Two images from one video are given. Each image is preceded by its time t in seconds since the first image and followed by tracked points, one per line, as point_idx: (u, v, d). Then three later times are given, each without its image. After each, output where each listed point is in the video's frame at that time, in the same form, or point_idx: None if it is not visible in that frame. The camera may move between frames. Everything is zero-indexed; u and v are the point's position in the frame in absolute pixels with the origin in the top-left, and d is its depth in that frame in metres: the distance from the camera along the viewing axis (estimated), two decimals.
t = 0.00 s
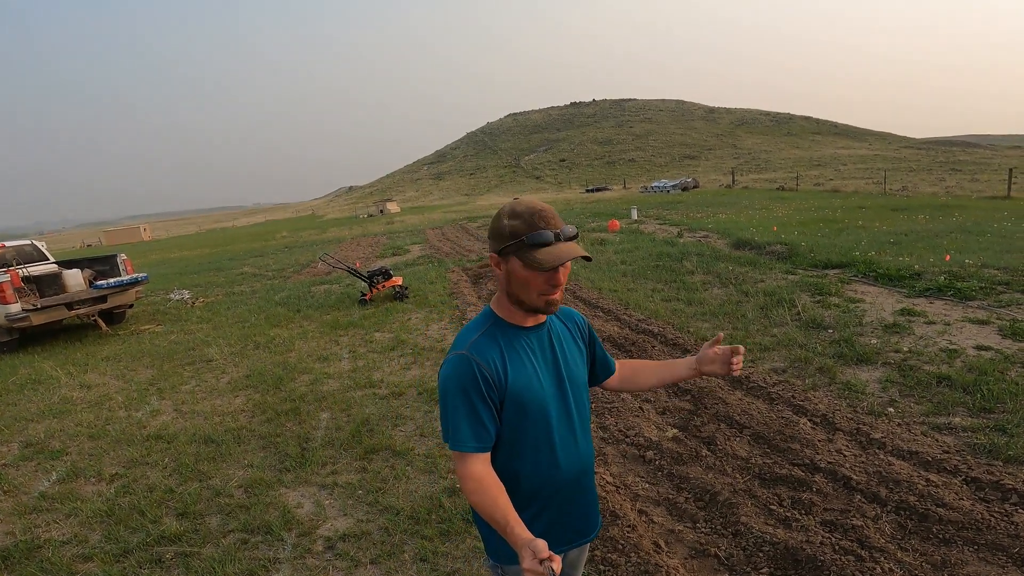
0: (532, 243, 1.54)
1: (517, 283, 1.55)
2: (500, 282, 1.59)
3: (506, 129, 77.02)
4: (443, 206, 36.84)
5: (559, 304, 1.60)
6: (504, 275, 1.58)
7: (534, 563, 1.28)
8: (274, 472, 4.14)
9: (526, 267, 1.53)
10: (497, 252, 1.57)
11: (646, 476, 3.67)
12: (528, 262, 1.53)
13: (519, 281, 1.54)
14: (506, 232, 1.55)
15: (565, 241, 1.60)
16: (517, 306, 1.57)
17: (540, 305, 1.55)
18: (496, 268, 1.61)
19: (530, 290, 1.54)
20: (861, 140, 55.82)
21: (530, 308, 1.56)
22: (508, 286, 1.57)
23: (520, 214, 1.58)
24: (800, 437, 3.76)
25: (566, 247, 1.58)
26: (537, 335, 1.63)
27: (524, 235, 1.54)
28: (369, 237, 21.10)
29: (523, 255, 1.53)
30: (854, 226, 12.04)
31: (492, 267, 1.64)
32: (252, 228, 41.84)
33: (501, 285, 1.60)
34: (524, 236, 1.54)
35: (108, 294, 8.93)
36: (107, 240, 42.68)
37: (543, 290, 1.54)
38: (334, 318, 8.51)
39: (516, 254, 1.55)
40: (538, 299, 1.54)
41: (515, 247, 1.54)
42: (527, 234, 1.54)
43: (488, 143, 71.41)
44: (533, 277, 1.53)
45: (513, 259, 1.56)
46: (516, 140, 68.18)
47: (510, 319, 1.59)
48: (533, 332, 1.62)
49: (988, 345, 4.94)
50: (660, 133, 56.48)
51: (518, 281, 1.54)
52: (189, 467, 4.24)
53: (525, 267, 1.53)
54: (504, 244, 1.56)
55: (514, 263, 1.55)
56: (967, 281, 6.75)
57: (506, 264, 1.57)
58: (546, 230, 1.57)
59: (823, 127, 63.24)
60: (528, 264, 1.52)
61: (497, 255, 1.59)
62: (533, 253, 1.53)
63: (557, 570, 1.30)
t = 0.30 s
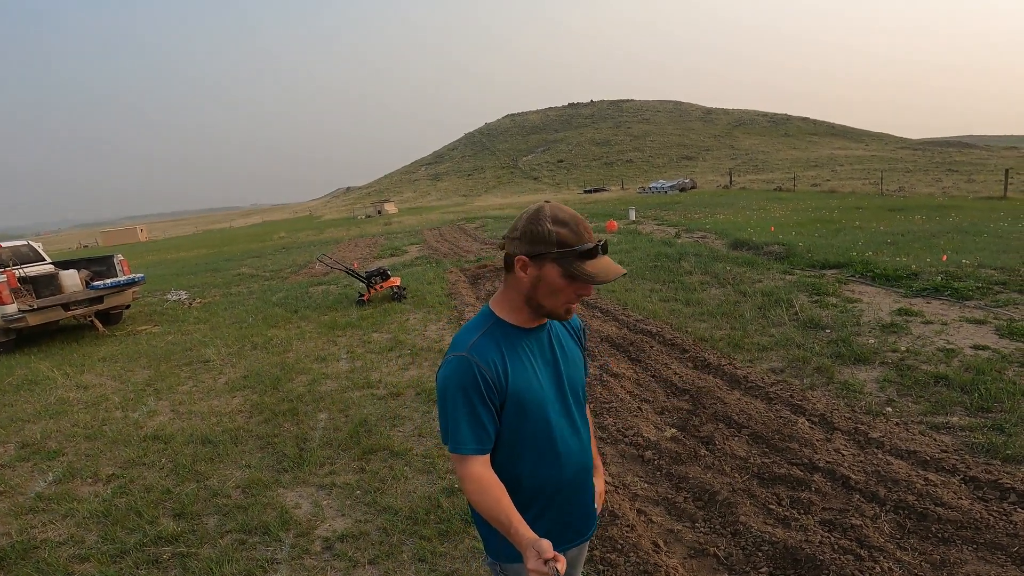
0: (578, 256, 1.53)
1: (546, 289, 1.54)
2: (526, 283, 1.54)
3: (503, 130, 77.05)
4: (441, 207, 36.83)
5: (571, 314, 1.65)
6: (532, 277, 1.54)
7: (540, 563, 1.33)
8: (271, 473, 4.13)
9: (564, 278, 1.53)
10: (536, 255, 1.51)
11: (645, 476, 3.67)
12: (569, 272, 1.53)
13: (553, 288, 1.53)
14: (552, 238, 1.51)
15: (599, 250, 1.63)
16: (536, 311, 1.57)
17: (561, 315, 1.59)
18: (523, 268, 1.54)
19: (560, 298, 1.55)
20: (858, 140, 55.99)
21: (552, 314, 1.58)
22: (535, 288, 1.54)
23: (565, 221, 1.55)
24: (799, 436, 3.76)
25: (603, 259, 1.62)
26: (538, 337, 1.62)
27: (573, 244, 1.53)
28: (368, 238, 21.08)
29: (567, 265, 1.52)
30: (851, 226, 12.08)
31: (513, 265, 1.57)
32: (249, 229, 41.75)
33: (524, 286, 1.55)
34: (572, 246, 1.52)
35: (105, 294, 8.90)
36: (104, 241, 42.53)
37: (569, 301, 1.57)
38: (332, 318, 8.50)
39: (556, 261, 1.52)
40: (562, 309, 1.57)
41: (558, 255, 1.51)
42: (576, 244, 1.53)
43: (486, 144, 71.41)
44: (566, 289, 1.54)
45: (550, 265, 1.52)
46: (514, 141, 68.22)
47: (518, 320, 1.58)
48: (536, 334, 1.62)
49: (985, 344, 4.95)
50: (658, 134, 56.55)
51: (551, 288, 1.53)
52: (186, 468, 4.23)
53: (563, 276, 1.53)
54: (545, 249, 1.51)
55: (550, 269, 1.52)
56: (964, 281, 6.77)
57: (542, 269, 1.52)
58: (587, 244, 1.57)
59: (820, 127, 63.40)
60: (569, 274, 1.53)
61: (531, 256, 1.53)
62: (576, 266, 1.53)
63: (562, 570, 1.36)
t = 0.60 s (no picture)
0: (577, 252, 1.58)
1: (544, 285, 1.57)
2: (524, 279, 1.56)
3: (502, 132, 77.15)
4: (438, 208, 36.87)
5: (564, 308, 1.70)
6: (530, 273, 1.56)
7: (523, 562, 1.35)
8: (266, 472, 4.14)
9: (562, 272, 1.57)
10: (536, 251, 1.53)
11: (638, 476, 3.69)
12: (568, 268, 1.57)
13: (552, 283, 1.56)
14: (553, 234, 1.54)
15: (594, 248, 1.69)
16: (532, 307, 1.59)
17: (557, 310, 1.63)
18: (522, 264, 1.56)
19: (557, 294, 1.59)
20: (855, 142, 56.20)
21: (549, 310, 1.61)
22: (533, 284, 1.56)
23: (563, 218, 1.59)
24: (790, 436, 3.79)
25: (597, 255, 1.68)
26: (529, 334, 1.65)
27: (572, 240, 1.57)
28: (365, 239, 21.10)
29: (567, 260, 1.56)
30: (847, 228, 12.13)
31: (510, 262, 1.59)
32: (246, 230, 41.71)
33: (521, 282, 1.57)
34: (571, 242, 1.57)
35: (101, 295, 8.91)
36: (102, 243, 42.50)
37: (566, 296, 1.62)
38: (329, 319, 8.51)
39: (556, 256, 1.56)
40: (559, 304, 1.61)
41: (558, 250, 1.55)
42: (575, 240, 1.58)
43: (485, 145, 71.50)
44: (565, 284, 1.59)
45: (548, 261, 1.56)
46: (512, 142, 68.30)
47: (513, 316, 1.60)
48: (527, 332, 1.65)
49: (977, 345, 4.99)
50: (656, 136, 56.68)
51: (550, 283, 1.56)
52: (182, 467, 4.24)
53: (562, 272, 1.57)
54: (546, 245, 1.54)
55: (549, 265, 1.56)
56: (957, 282, 6.82)
57: (541, 264, 1.55)
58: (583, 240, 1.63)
59: (817, 129, 63.63)
60: (569, 270, 1.57)
61: (530, 252, 1.55)
62: (574, 261, 1.58)
63: (546, 569, 1.36)
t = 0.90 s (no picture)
0: (556, 240, 1.58)
1: (527, 276, 1.57)
2: (506, 273, 1.57)
3: (499, 134, 77.25)
4: (435, 210, 36.87)
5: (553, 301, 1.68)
6: (512, 266, 1.56)
7: (516, 562, 1.34)
8: (260, 473, 4.12)
9: (543, 261, 1.56)
10: (515, 243, 1.54)
11: (634, 476, 3.69)
12: (549, 258, 1.56)
13: (535, 274, 1.56)
14: (530, 224, 1.55)
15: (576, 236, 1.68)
16: (517, 300, 1.58)
17: (542, 302, 1.61)
18: (503, 258, 1.57)
19: (542, 285, 1.58)
20: (851, 145, 56.42)
21: (535, 303, 1.59)
22: (516, 277, 1.56)
23: (540, 209, 1.60)
24: (785, 436, 3.79)
25: (579, 243, 1.67)
26: (518, 331, 1.65)
27: (550, 229, 1.57)
28: (363, 241, 21.08)
29: (545, 249, 1.56)
30: (842, 230, 12.16)
31: (493, 257, 1.60)
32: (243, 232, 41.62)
33: (504, 277, 1.57)
34: (550, 230, 1.57)
35: (96, 296, 8.87)
36: (97, 244, 42.38)
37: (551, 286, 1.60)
38: (325, 320, 8.49)
39: (535, 246, 1.56)
40: (545, 295, 1.59)
41: (537, 240, 1.55)
42: (553, 228, 1.57)
43: (482, 148, 71.56)
44: (548, 274, 1.58)
45: (529, 252, 1.56)
46: (510, 145, 68.38)
47: (501, 312, 1.60)
48: (516, 329, 1.64)
49: (972, 346, 5.00)
50: (653, 138, 56.83)
51: (533, 274, 1.56)
52: (175, 468, 4.21)
53: (543, 262, 1.56)
54: (524, 234, 1.55)
55: (529, 255, 1.56)
56: (952, 283, 6.84)
57: (522, 256, 1.56)
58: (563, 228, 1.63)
59: (814, 132, 63.83)
60: (550, 259, 1.56)
61: (510, 244, 1.56)
62: (555, 250, 1.57)
63: (539, 568, 1.36)
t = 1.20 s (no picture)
0: (546, 223, 1.59)
1: (520, 262, 1.58)
2: (501, 258, 1.59)
3: (496, 136, 77.29)
4: (432, 211, 36.85)
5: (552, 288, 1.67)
6: (505, 252, 1.59)
7: (522, 551, 1.35)
8: (259, 471, 4.11)
9: (534, 245, 1.57)
10: (506, 228, 1.56)
11: (633, 472, 3.70)
12: (540, 241, 1.57)
13: (527, 259, 1.57)
14: (520, 209, 1.57)
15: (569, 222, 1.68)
16: (514, 286, 1.59)
17: (538, 287, 1.61)
18: (496, 245, 1.60)
19: (535, 269, 1.58)
20: (846, 146, 56.72)
21: (532, 288, 1.59)
22: (510, 262, 1.58)
23: (531, 194, 1.62)
24: (784, 433, 3.81)
25: (572, 227, 1.67)
26: (520, 320, 1.65)
27: (539, 213, 1.59)
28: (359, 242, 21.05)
29: (534, 232, 1.57)
30: (838, 231, 12.23)
31: (488, 245, 1.63)
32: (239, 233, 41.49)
33: (500, 263, 1.59)
34: (539, 215, 1.58)
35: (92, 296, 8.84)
36: (93, 246, 42.18)
37: (545, 270, 1.60)
38: (323, 320, 8.48)
39: (526, 231, 1.57)
40: (540, 279, 1.59)
41: (526, 224, 1.56)
42: (542, 212, 1.59)
43: (479, 149, 71.58)
44: (540, 258, 1.58)
45: (520, 237, 1.57)
46: (507, 146, 68.44)
47: (500, 301, 1.61)
48: (518, 317, 1.65)
49: (967, 343, 5.04)
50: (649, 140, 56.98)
51: (525, 259, 1.57)
52: (174, 466, 4.20)
53: (535, 246, 1.58)
54: (513, 220, 1.57)
55: (521, 240, 1.57)
56: (947, 283, 6.89)
57: (514, 241, 1.58)
58: (555, 213, 1.63)
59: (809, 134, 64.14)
60: (541, 243, 1.57)
61: (502, 230, 1.58)
62: (546, 233, 1.57)
63: (544, 558, 1.37)
